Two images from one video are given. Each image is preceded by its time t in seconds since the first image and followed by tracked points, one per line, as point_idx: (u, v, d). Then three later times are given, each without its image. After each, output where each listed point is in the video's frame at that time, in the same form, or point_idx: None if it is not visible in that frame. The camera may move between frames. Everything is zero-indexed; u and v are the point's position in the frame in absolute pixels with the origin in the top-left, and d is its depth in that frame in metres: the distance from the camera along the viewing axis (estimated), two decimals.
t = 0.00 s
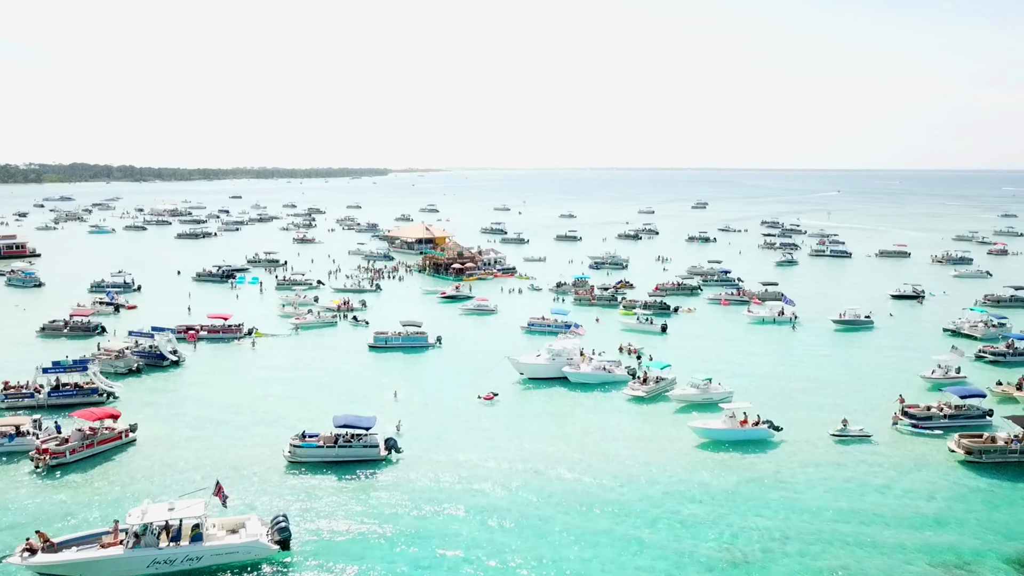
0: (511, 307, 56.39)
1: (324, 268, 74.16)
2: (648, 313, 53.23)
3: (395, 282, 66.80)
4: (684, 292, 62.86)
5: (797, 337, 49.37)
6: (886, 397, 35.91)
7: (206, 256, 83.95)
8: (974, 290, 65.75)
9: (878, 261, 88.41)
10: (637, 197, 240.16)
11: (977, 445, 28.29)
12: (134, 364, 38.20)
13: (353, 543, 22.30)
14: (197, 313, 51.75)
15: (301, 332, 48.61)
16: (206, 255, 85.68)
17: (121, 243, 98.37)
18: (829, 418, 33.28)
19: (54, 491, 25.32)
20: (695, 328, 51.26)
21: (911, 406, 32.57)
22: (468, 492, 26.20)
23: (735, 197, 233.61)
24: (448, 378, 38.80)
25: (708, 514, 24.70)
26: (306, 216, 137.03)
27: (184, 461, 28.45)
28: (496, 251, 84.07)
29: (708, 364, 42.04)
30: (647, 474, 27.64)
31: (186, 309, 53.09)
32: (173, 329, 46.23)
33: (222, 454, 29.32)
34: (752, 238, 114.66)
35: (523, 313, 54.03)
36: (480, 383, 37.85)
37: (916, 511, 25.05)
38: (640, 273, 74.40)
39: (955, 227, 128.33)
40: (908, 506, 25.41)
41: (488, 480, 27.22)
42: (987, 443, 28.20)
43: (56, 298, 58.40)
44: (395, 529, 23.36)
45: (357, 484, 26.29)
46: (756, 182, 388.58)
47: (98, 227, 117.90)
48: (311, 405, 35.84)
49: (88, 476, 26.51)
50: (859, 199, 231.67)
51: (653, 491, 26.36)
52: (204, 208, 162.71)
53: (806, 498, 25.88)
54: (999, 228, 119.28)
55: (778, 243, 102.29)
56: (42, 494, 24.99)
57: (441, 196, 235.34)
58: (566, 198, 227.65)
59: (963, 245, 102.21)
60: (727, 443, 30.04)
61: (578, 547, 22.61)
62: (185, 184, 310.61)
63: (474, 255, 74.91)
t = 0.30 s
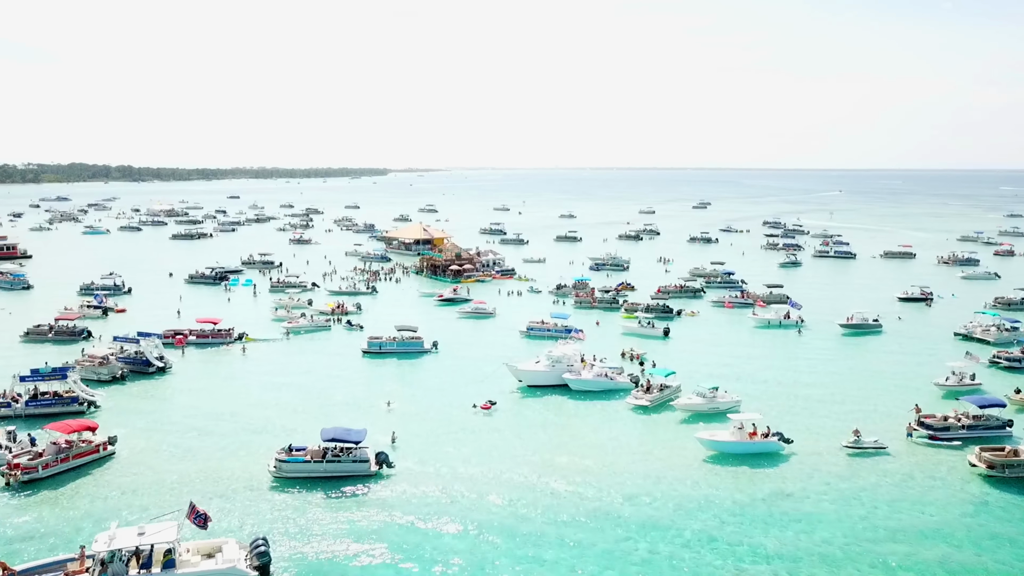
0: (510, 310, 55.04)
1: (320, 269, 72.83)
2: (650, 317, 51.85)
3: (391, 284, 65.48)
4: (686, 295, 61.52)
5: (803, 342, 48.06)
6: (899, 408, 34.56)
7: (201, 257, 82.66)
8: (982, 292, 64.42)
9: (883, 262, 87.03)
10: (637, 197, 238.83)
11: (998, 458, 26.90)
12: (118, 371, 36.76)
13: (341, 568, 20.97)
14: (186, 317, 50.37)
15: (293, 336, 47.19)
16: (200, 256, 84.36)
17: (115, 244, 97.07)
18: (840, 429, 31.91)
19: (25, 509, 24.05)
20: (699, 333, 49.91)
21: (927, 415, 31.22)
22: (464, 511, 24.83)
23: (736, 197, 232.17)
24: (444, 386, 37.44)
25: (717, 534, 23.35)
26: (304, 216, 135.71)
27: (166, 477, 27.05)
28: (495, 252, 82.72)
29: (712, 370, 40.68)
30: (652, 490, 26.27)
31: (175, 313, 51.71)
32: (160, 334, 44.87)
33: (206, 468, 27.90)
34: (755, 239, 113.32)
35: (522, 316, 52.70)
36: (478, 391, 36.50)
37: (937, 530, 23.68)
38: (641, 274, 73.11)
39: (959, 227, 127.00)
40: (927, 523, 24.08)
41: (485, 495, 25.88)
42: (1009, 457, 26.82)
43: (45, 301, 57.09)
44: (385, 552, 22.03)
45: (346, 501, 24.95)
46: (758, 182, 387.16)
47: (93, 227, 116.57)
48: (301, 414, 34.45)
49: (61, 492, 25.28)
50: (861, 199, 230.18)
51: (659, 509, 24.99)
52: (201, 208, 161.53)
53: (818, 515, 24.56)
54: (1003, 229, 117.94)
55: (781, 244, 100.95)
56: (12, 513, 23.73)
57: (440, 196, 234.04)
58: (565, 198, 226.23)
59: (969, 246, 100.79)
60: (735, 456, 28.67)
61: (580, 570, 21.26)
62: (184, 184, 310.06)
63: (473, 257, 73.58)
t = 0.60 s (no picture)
0: (509, 314, 53.59)
1: (316, 271, 71.42)
2: (653, 321, 50.38)
3: (388, 287, 64.05)
4: (690, 298, 60.06)
5: (812, 347, 46.61)
6: (914, 419, 33.10)
7: (194, 259, 81.19)
8: (992, 295, 62.97)
9: (889, 264, 85.56)
10: (638, 197, 237.25)
11: None
12: (100, 380, 35.40)
13: None
14: (176, 322, 48.93)
15: (285, 341, 45.74)
16: (195, 258, 82.91)
17: (108, 245, 95.57)
18: (855, 442, 30.44)
19: None
20: (704, 338, 48.46)
21: (946, 427, 29.74)
22: (465, 529, 23.46)
23: (738, 198, 230.65)
24: (440, 395, 35.97)
25: (729, 556, 21.84)
26: (302, 217, 134.19)
27: (144, 496, 25.58)
28: (495, 253, 81.31)
29: (719, 378, 39.21)
30: (659, 508, 24.75)
31: (165, 317, 50.26)
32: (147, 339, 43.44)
33: (186, 485, 26.42)
34: (758, 240, 111.86)
35: (521, 320, 51.26)
36: (475, 400, 35.03)
37: (963, 552, 22.19)
38: (644, 277, 71.65)
39: (964, 228, 125.58)
40: (953, 544, 22.60)
41: (482, 515, 24.35)
42: None
43: (32, 304, 55.65)
44: None
45: (332, 522, 23.46)
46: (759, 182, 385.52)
47: (87, 228, 115.09)
48: (290, 424, 32.97)
49: (30, 512, 24.20)
50: (864, 199, 228.60)
51: (667, 529, 23.45)
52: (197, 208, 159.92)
53: (836, 534, 23.07)
54: (1009, 229, 116.54)
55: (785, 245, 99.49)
56: None
57: (439, 196, 232.64)
58: (566, 198, 224.72)
59: (976, 247, 99.29)
60: (746, 472, 27.16)
61: None
62: (182, 184, 308.66)
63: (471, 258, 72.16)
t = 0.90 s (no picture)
0: (508, 318, 52.24)
1: (311, 274, 70.07)
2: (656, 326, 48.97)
3: (384, 290, 62.67)
4: (693, 302, 58.68)
5: (819, 353, 45.23)
6: (929, 430, 31.74)
7: (188, 261, 79.81)
8: (1002, 298, 61.61)
9: (895, 265, 84.20)
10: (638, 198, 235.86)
11: None
12: (81, 390, 34.03)
13: None
14: (164, 327, 47.53)
15: (277, 347, 44.35)
16: (188, 260, 81.52)
17: (101, 247, 94.09)
18: (869, 455, 29.05)
19: None
20: (708, 343, 47.07)
21: (966, 440, 28.37)
22: (465, 549, 22.20)
23: (739, 198, 229.27)
24: (435, 405, 34.59)
25: None
26: (300, 218, 132.71)
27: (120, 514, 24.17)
28: (493, 255, 79.98)
29: (725, 386, 37.80)
30: (667, 527, 23.35)
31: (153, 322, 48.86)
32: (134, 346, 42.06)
33: (165, 503, 25.00)
34: (760, 241, 110.51)
35: (520, 325, 49.89)
36: (472, 410, 33.65)
37: None
38: (645, 279, 70.30)
39: (969, 228, 124.25)
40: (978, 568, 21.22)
41: (480, 535, 22.94)
42: None
43: (18, 308, 54.22)
44: None
45: (318, 545, 22.06)
46: (761, 182, 384.19)
47: (81, 229, 113.66)
48: (278, 435, 31.57)
49: None
50: (865, 199, 227.33)
51: (675, 551, 22.02)
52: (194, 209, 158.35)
53: (854, 557, 21.70)
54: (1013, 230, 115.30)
55: (788, 246, 98.14)
56: None
57: (439, 196, 231.18)
58: (565, 199, 223.34)
59: (981, 249, 97.90)
60: (756, 490, 25.74)
61: None
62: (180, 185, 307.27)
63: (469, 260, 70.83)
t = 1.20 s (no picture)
0: (507, 323, 50.91)
1: (307, 276, 68.75)
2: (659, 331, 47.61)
3: (380, 293, 61.35)
4: (696, 305, 57.33)
5: (827, 359, 43.86)
6: (946, 442, 30.36)
7: (182, 263, 78.49)
8: (1012, 302, 60.20)
9: (901, 268, 82.81)
10: (639, 199, 234.54)
11: None
12: (61, 400, 32.71)
13: None
14: (153, 332, 46.20)
15: (268, 353, 43.00)
16: (182, 262, 80.20)
17: (95, 249, 92.82)
18: (885, 468, 27.65)
19: None
20: (713, 349, 45.70)
21: (988, 454, 26.97)
22: (462, 568, 20.88)
23: (740, 199, 227.86)
24: (430, 414, 33.25)
25: None
26: (298, 219, 131.43)
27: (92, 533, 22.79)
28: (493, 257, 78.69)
29: (731, 394, 36.45)
30: (675, 547, 21.94)
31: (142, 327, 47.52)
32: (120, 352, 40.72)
33: (141, 520, 23.62)
34: (763, 242, 109.17)
35: (519, 329, 48.55)
36: (468, 421, 32.30)
37: None
38: (648, 282, 68.95)
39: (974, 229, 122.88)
40: None
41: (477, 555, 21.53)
42: None
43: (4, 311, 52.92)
44: None
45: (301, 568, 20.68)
46: (762, 182, 382.80)
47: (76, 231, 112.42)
48: (265, 446, 30.19)
49: None
50: (867, 200, 226.05)
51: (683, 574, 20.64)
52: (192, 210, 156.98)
53: None
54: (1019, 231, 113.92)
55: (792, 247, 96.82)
56: None
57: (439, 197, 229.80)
58: (565, 199, 222.01)
59: (988, 251, 96.44)
60: (768, 509, 24.32)
61: None
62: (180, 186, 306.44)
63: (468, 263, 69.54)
